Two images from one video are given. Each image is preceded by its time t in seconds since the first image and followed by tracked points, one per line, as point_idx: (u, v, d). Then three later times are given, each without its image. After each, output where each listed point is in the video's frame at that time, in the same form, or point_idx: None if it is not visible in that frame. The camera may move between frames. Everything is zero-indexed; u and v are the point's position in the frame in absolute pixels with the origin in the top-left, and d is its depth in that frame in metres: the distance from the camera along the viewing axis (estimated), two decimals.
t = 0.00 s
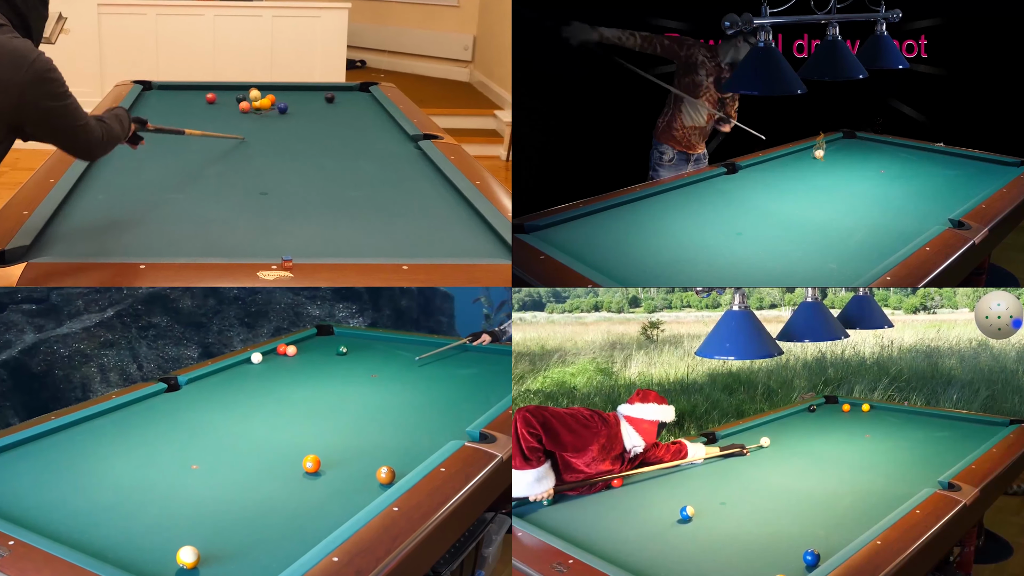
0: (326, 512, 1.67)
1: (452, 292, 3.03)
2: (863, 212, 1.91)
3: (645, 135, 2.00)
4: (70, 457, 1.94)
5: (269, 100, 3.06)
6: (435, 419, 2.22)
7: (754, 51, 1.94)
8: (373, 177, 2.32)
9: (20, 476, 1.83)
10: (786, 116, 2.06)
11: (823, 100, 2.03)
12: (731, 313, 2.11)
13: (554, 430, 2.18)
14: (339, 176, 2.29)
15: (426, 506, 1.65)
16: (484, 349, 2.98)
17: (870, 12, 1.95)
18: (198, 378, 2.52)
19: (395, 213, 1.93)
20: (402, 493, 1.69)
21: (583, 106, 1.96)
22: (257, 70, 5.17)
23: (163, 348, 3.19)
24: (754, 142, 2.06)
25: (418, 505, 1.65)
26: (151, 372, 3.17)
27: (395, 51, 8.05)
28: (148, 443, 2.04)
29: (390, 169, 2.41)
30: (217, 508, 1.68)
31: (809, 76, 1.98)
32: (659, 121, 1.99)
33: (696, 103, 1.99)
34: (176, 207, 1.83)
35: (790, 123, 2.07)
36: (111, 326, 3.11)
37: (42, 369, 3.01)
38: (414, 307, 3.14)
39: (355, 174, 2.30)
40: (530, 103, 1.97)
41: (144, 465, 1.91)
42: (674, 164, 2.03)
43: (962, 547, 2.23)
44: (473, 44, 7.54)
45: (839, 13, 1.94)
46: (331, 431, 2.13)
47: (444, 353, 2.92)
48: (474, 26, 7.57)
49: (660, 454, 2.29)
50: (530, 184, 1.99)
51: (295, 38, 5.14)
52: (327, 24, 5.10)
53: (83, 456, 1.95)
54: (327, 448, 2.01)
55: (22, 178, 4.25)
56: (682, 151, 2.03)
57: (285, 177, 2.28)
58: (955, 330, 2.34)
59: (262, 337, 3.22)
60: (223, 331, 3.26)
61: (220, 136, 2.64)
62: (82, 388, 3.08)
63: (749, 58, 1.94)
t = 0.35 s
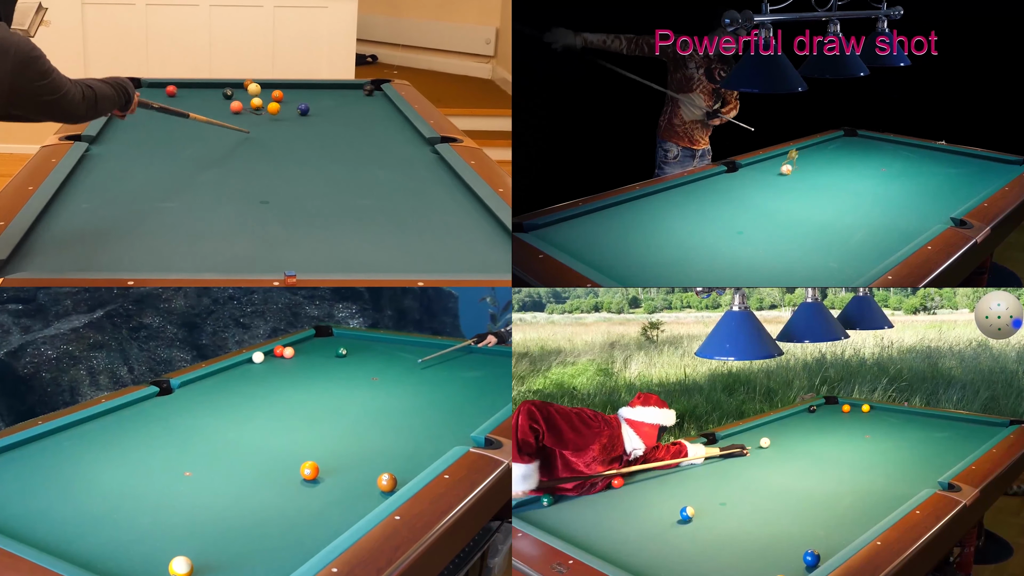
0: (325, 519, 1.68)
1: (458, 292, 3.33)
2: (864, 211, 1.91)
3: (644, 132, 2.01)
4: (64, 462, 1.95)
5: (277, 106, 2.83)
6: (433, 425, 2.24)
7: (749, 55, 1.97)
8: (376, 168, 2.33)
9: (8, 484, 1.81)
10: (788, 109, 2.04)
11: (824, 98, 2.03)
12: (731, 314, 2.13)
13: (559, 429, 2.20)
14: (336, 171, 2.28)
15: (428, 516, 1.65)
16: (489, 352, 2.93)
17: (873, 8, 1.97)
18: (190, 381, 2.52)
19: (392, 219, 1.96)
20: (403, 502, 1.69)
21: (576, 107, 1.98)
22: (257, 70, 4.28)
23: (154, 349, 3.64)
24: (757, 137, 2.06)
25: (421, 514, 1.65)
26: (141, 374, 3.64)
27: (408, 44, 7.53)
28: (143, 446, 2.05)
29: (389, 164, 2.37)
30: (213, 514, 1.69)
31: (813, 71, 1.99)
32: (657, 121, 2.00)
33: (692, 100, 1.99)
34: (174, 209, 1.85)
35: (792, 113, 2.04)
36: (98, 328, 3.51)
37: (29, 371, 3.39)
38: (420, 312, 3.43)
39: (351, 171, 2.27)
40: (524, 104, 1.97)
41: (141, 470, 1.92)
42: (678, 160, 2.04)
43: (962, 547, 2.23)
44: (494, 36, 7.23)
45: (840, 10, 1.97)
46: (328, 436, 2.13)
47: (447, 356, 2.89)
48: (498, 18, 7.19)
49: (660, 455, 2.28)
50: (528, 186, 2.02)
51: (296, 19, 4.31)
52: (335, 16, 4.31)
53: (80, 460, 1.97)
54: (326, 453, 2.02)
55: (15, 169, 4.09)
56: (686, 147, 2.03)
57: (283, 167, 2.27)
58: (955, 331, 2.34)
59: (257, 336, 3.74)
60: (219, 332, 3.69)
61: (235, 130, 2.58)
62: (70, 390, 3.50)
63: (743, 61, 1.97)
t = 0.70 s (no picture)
0: (323, 503, 1.65)
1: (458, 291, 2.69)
2: (876, 201, 1.89)
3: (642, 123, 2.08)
4: (52, 458, 1.88)
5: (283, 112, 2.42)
6: (433, 418, 2.16)
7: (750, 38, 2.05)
8: (375, 135, 2.24)
9: None
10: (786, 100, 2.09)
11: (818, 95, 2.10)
12: (731, 314, 2.17)
13: (559, 429, 2.27)
14: (337, 143, 2.18)
15: (426, 528, 1.51)
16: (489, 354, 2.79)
17: None
18: (179, 386, 2.38)
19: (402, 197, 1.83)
20: (400, 511, 1.55)
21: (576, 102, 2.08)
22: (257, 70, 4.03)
23: (141, 354, 2.95)
24: (759, 125, 2.07)
25: (421, 526, 1.51)
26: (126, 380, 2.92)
27: (419, 40, 5.69)
28: (137, 444, 1.99)
29: (392, 134, 2.27)
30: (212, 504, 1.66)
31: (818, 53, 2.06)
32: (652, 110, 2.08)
33: (688, 88, 2.07)
34: (166, 202, 1.76)
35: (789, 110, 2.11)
36: (82, 330, 2.88)
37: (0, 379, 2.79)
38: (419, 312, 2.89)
39: (355, 143, 2.17)
40: (525, 101, 2.08)
41: (134, 462, 1.87)
42: (677, 150, 2.07)
43: (962, 547, 2.22)
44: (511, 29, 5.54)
45: None
46: (327, 430, 2.10)
47: (446, 360, 2.78)
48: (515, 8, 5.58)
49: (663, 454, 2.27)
50: (530, 182, 2.06)
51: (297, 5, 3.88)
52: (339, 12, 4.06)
53: (71, 456, 1.90)
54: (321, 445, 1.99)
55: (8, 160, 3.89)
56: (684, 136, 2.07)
57: (281, 144, 2.18)
58: (955, 331, 2.37)
59: (247, 340, 2.99)
60: (210, 334, 2.96)
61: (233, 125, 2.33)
62: (49, 399, 2.82)
63: (748, 43, 2.05)
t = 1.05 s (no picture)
0: (315, 511, 1.62)
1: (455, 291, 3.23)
2: (893, 190, 1.83)
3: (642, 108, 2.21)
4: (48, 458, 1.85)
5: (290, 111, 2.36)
6: (432, 424, 2.13)
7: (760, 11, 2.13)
8: (377, 134, 2.23)
9: None
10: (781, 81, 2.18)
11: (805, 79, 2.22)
12: (731, 314, 2.14)
13: (560, 432, 2.22)
14: (335, 140, 2.16)
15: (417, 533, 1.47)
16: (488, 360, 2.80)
17: None
18: (163, 393, 2.35)
19: (400, 187, 1.82)
20: (396, 523, 1.50)
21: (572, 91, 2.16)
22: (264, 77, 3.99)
23: (123, 359, 3.00)
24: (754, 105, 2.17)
25: (414, 541, 1.45)
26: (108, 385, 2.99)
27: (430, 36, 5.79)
28: (134, 447, 1.97)
29: (391, 132, 2.26)
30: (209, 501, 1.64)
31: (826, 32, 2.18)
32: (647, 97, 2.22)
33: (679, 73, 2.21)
34: (155, 201, 1.70)
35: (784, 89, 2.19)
36: (64, 333, 2.92)
37: None
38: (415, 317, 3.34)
39: (356, 140, 2.16)
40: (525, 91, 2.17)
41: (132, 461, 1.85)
42: (675, 134, 2.20)
43: (962, 548, 2.22)
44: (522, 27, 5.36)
45: None
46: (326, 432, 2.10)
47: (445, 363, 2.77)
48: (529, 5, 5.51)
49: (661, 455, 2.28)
50: (530, 176, 2.06)
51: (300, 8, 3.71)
52: None
53: (67, 458, 1.89)
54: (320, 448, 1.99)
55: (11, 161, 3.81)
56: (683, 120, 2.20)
57: (279, 143, 2.14)
58: (955, 332, 2.37)
59: (235, 344, 3.16)
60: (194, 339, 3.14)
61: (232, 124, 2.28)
62: (30, 404, 2.89)
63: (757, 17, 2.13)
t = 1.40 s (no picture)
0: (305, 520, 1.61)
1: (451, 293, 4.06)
2: (903, 180, 1.80)
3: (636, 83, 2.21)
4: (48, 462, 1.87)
5: (298, 115, 2.30)
6: (430, 434, 2.13)
7: None
8: (378, 131, 2.23)
9: None
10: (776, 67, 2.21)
11: (800, 64, 2.26)
12: (731, 315, 2.15)
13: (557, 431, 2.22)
14: (336, 138, 2.16)
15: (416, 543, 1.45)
16: (484, 363, 2.84)
17: None
18: (146, 398, 2.37)
19: (400, 187, 1.82)
20: (390, 537, 1.46)
21: (569, 66, 2.16)
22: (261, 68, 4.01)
23: (106, 363, 3.64)
24: (749, 88, 2.18)
25: (409, 552, 1.42)
26: (88, 390, 3.63)
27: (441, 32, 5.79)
28: (134, 448, 1.98)
29: (393, 129, 2.26)
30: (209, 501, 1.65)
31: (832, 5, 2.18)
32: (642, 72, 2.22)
33: (673, 41, 2.21)
34: (149, 204, 1.69)
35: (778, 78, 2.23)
36: (41, 337, 3.44)
37: None
38: (410, 321, 4.10)
39: (357, 138, 2.16)
40: (524, 65, 2.17)
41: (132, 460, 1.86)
42: (667, 113, 2.19)
43: (962, 549, 2.23)
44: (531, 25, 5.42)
45: None
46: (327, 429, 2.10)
47: (441, 369, 2.76)
48: None
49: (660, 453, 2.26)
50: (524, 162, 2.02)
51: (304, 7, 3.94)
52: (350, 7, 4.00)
53: (56, 463, 1.87)
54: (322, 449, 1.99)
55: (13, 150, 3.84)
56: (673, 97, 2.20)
57: (276, 142, 2.13)
58: (955, 333, 2.37)
59: (223, 345, 3.87)
60: (179, 342, 3.79)
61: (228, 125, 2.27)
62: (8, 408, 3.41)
63: None
